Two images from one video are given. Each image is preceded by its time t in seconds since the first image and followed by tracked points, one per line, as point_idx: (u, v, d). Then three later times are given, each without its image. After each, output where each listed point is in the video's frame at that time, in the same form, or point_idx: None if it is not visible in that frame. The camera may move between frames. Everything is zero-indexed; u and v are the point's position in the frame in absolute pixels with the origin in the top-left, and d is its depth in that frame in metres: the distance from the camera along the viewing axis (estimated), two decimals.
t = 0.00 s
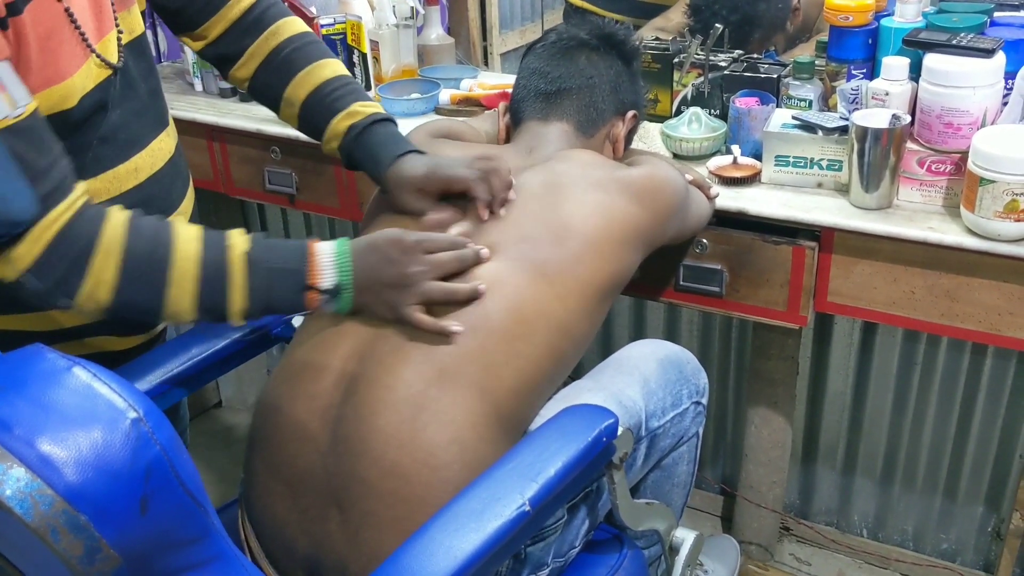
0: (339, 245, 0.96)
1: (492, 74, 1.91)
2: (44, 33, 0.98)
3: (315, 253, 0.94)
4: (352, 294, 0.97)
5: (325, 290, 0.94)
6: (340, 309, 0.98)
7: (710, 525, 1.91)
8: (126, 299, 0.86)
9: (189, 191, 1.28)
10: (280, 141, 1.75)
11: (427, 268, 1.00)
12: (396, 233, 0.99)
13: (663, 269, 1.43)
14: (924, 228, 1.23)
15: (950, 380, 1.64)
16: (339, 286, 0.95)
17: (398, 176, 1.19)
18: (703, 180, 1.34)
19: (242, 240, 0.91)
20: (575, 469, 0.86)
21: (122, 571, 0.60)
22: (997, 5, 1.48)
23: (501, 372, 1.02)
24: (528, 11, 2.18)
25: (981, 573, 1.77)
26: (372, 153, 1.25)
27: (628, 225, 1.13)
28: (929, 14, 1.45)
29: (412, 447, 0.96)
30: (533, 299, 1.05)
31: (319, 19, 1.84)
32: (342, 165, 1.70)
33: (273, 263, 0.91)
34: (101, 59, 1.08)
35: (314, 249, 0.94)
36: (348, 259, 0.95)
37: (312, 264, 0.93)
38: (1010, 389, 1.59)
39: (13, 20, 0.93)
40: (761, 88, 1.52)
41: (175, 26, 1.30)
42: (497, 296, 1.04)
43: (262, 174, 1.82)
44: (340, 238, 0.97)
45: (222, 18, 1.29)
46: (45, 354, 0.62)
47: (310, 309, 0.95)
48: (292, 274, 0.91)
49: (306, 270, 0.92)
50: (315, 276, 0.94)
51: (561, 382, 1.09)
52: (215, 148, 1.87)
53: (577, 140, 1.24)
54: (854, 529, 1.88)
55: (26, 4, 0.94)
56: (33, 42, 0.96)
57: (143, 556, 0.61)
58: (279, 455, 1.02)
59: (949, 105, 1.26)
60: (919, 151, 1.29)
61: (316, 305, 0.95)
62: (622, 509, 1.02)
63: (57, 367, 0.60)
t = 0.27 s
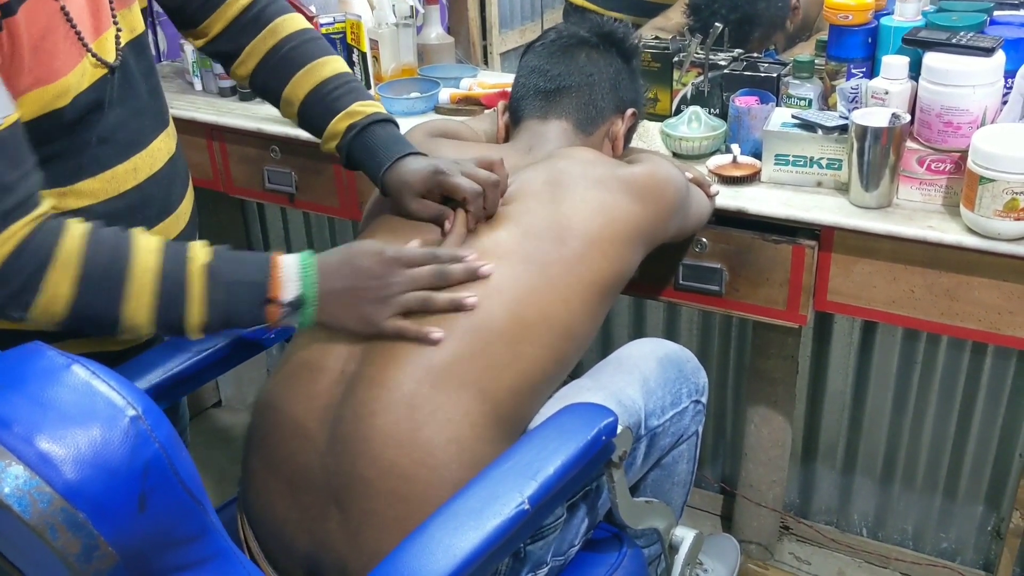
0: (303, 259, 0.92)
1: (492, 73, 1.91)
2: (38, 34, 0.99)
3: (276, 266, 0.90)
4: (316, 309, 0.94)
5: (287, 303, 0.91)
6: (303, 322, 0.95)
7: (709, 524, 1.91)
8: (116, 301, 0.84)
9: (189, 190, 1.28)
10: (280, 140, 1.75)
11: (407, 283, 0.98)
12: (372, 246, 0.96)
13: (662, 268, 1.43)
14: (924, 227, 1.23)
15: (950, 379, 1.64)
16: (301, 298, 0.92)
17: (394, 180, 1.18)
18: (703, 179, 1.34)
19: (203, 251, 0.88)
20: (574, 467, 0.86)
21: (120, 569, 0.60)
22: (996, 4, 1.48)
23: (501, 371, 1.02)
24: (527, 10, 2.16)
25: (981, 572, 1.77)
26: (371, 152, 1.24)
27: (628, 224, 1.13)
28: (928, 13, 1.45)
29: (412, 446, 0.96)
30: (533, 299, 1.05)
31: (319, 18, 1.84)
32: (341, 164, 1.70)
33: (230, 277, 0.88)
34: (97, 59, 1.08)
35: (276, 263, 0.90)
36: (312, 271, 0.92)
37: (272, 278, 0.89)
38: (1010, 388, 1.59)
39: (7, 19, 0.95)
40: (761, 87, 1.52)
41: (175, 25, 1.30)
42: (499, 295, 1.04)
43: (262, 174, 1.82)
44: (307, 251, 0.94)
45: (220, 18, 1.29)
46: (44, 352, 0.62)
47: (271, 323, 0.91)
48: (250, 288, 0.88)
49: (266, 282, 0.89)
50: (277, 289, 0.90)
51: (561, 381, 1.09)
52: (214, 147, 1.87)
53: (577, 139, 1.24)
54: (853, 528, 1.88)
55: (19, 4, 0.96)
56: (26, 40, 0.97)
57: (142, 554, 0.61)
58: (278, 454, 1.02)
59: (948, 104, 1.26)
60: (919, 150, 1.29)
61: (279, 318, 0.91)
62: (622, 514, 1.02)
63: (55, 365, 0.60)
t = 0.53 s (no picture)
0: (336, 266, 0.97)
1: (492, 73, 1.91)
2: (42, 37, 0.99)
3: (311, 273, 0.96)
4: (346, 319, 0.99)
5: (319, 314, 0.96)
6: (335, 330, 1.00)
7: (709, 524, 1.91)
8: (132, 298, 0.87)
9: (190, 190, 1.28)
10: (280, 139, 1.75)
11: (423, 295, 0.98)
12: (398, 256, 0.98)
13: (663, 267, 1.43)
14: (924, 227, 1.24)
15: (950, 379, 1.64)
16: (333, 311, 0.97)
17: (392, 177, 1.18)
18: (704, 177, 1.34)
19: (241, 258, 0.94)
20: (577, 466, 0.87)
21: (124, 567, 0.60)
22: (996, 3, 1.48)
23: (503, 371, 1.02)
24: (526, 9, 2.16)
25: (981, 571, 1.77)
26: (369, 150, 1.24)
27: (630, 223, 1.13)
28: (928, 13, 1.45)
29: (415, 445, 0.97)
30: (535, 298, 1.05)
31: (319, 17, 1.83)
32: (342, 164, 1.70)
33: (264, 283, 0.93)
34: (99, 62, 1.08)
35: (310, 270, 0.96)
36: (342, 281, 0.97)
37: (305, 287, 0.95)
38: (1009, 387, 1.59)
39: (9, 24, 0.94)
40: (761, 86, 1.53)
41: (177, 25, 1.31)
42: (501, 295, 1.04)
43: (262, 173, 1.82)
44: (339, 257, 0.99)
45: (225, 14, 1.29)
46: (49, 350, 0.62)
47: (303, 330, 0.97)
48: (285, 295, 0.94)
49: (301, 291, 0.95)
50: (310, 298, 0.95)
51: (563, 381, 1.09)
52: (215, 146, 1.87)
53: (579, 138, 1.24)
54: (854, 528, 1.88)
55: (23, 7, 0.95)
56: (30, 44, 0.97)
57: (146, 552, 0.61)
58: (281, 454, 1.03)
59: (949, 103, 1.26)
60: (920, 150, 1.29)
61: (311, 327, 0.97)
62: (622, 510, 1.02)
63: (60, 363, 0.60)
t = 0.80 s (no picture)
0: (313, 280, 0.94)
1: (493, 72, 1.91)
2: (37, 43, 0.99)
3: (286, 287, 0.92)
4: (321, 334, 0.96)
5: (293, 328, 0.93)
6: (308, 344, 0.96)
7: (709, 523, 1.91)
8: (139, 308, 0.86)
9: (189, 189, 1.28)
10: (280, 138, 1.76)
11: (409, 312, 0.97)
12: (376, 276, 0.96)
13: (663, 266, 1.43)
14: (925, 225, 1.23)
15: (950, 378, 1.64)
16: (308, 326, 0.94)
17: (398, 189, 1.15)
18: (704, 177, 1.34)
19: (214, 268, 0.90)
20: (576, 464, 0.87)
21: (124, 567, 0.60)
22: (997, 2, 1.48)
23: (503, 370, 1.02)
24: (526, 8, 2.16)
25: (981, 570, 1.77)
26: (376, 159, 1.21)
27: (630, 221, 1.13)
28: (929, 12, 1.45)
29: (415, 445, 0.97)
30: (534, 298, 1.05)
31: (320, 16, 1.83)
32: (342, 163, 1.70)
33: (236, 296, 0.90)
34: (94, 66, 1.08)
35: (284, 285, 0.92)
36: (319, 296, 0.94)
37: (281, 301, 0.92)
38: (1010, 386, 1.59)
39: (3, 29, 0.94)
40: (762, 85, 1.52)
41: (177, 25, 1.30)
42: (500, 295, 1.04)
43: (263, 172, 1.82)
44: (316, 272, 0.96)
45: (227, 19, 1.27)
46: (48, 349, 0.61)
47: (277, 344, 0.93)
48: (258, 309, 0.90)
49: (275, 306, 0.91)
50: (284, 314, 0.92)
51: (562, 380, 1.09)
52: (215, 145, 1.87)
53: (579, 137, 1.24)
54: (854, 527, 1.88)
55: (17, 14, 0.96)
56: (24, 50, 0.97)
57: (146, 551, 0.61)
58: (280, 453, 1.03)
59: (949, 102, 1.26)
60: (920, 149, 1.29)
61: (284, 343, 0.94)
62: (622, 509, 1.01)
63: (59, 362, 0.60)
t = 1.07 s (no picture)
0: (325, 303, 0.87)
1: (493, 70, 1.92)
2: (42, 44, 0.99)
3: (296, 310, 0.85)
4: (330, 357, 0.88)
5: (298, 352, 0.86)
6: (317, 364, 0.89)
7: (709, 521, 1.91)
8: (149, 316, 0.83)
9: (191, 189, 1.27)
10: (280, 137, 1.76)
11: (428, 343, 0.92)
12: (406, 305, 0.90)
13: (664, 264, 1.43)
14: (925, 224, 1.24)
15: (951, 376, 1.64)
16: (314, 352, 0.87)
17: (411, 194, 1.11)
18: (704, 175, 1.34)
19: (222, 281, 0.85)
20: (577, 462, 0.87)
21: (125, 562, 0.60)
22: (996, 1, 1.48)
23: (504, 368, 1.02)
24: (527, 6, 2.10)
25: (981, 568, 1.77)
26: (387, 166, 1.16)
27: (631, 220, 1.13)
28: (929, 10, 1.45)
29: (416, 443, 0.97)
30: (535, 296, 1.05)
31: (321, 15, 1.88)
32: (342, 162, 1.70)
33: (244, 314, 0.84)
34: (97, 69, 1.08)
35: (294, 308, 0.85)
36: (331, 322, 0.87)
37: (288, 325, 0.85)
38: (1010, 384, 1.59)
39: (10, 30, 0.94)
40: (762, 83, 1.52)
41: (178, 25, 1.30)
42: (501, 294, 1.04)
43: (263, 171, 1.82)
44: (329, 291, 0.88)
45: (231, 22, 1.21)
46: (50, 345, 0.62)
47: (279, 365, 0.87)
48: (264, 328, 0.84)
49: (280, 326, 0.85)
50: (292, 337, 0.85)
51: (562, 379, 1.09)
52: (216, 144, 1.87)
53: (580, 135, 1.24)
54: (854, 525, 1.88)
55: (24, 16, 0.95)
56: (31, 51, 0.97)
57: (147, 547, 0.61)
58: (281, 451, 1.03)
59: (950, 100, 1.27)
60: (920, 147, 1.29)
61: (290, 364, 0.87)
62: (622, 506, 1.02)
63: (61, 358, 0.60)
